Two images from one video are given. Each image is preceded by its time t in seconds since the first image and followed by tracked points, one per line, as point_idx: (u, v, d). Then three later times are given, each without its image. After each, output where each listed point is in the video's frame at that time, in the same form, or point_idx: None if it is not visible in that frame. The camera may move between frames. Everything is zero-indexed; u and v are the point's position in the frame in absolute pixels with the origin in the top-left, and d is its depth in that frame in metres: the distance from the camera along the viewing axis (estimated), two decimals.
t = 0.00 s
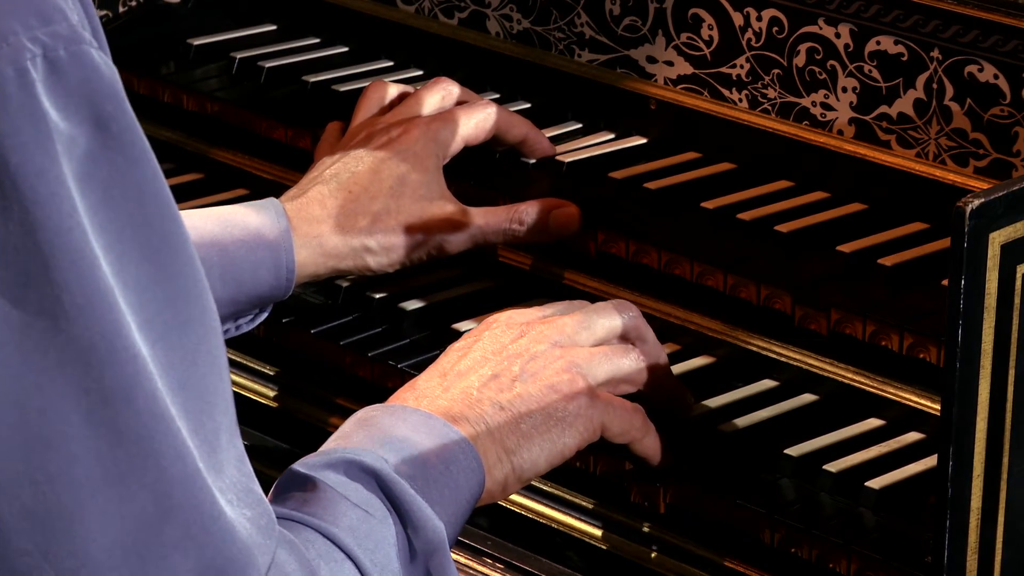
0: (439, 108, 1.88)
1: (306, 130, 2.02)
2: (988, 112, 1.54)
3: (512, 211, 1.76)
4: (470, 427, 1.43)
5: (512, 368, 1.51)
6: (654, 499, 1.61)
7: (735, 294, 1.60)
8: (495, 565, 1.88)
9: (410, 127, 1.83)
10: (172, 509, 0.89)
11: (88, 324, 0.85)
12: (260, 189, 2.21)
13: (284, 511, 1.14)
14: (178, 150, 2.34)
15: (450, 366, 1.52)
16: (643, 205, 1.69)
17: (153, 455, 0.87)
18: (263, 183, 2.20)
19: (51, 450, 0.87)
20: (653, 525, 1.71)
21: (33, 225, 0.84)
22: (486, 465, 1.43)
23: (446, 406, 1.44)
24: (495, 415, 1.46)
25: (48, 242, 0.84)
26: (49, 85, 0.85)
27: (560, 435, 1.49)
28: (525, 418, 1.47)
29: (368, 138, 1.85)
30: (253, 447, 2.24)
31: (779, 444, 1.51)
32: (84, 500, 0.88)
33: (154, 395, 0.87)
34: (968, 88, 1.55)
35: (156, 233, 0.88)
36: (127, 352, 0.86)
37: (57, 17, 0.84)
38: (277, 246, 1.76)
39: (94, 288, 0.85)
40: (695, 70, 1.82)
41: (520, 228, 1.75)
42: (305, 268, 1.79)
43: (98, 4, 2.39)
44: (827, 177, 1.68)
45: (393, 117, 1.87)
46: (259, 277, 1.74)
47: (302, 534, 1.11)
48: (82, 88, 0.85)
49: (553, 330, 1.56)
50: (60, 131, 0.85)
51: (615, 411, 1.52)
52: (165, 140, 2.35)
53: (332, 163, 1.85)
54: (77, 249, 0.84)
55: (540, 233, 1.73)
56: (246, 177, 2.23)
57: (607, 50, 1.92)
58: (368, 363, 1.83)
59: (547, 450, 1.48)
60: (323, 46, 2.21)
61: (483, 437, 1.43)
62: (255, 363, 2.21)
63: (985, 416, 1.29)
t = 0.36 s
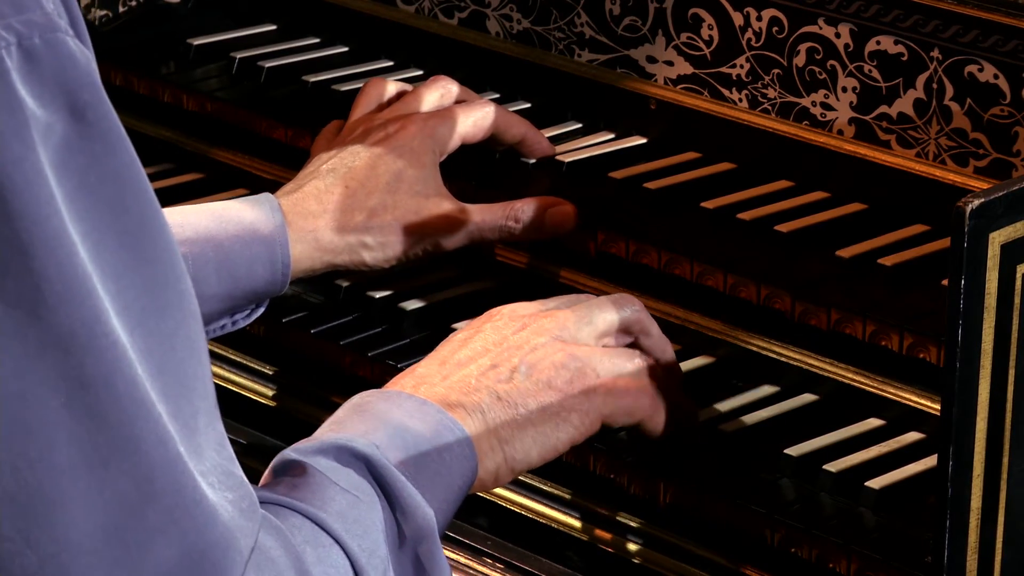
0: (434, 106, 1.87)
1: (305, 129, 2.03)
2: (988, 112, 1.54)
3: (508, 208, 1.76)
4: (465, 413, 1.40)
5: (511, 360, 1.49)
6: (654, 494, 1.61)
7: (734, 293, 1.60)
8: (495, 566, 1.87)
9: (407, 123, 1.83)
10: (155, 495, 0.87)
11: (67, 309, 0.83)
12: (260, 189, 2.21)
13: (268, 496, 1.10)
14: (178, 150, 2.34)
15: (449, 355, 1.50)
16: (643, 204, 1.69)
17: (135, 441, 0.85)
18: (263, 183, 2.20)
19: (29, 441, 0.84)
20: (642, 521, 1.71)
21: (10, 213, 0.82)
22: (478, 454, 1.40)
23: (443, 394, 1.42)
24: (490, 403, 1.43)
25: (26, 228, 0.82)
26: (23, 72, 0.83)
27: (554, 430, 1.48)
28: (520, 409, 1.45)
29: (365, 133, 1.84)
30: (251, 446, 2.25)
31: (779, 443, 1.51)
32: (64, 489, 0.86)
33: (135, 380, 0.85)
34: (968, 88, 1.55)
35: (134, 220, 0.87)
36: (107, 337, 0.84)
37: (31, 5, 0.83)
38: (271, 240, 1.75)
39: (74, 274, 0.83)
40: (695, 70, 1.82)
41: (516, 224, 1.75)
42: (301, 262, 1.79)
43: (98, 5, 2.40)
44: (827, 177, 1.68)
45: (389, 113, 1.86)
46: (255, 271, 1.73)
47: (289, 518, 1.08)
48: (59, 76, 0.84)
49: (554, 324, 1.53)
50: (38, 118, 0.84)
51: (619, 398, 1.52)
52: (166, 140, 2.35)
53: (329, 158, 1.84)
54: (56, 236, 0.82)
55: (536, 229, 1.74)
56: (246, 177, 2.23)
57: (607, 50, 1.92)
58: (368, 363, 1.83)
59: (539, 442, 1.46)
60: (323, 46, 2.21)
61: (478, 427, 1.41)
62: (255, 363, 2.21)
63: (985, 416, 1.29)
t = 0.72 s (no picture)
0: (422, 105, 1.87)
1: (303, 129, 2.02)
2: (988, 112, 1.54)
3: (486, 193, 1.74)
4: (398, 378, 1.40)
5: (442, 332, 1.49)
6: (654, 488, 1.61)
7: (734, 297, 1.61)
8: (494, 565, 1.85)
9: (391, 116, 1.82)
10: (148, 473, 0.92)
11: (61, 293, 0.88)
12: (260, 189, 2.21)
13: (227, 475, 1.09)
14: (178, 150, 2.34)
15: (383, 325, 1.49)
16: (643, 204, 1.68)
17: (126, 419, 0.90)
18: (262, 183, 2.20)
19: (27, 424, 0.89)
20: (618, 513, 1.71)
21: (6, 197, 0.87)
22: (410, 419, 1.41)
23: (376, 360, 1.42)
24: (422, 370, 1.42)
25: (21, 215, 0.87)
26: (15, 62, 0.89)
27: (484, 397, 1.48)
28: (450, 377, 1.45)
29: (348, 126, 1.83)
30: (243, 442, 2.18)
31: (779, 443, 1.51)
32: (60, 471, 0.90)
33: (126, 361, 0.90)
34: (969, 88, 1.55)
35: (119, 207, 0.92)
36: (100, 321, 0.89)
37: None
38: (253, 235, 1.76)
39: (66, 259, 0.88)
40: (695, 70, 1.82)
41: (498, 210, 1.74)
42: (281, 255, 1.79)
43: (98, 4, 2.39)
44: (827, 177, 1.68)
45: (375, 109, 1.85)
46: (236, 266, 1.75)
47: (248, 496, 1.07)
48: (49, 69, 0.90)
49: (487, 297, 1.54)
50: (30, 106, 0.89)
51: (543, 375, 1.54)
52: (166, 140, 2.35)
53: (314, 151, 1.84)
54: (48, 221, 0.88)
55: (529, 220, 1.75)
56: (246, 177, 2.23)
57: (607, 50, 1.92)
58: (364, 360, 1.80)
59: (469, 409, 1.46)
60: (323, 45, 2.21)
61: (410, 392, 1.40)
62: (254, 362, 2.19)
63: (985, 416, 1.29)
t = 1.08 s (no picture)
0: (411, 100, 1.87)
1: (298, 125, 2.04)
2: (988, 112, 1.54)
3: (472, 176, 1.73)
4: (369, 362, 1.42)
5: (410, 318, 1.51)
6: (653, 487, 1.60)
7: (734, 300, 1.61)
8: (495, 565, 1.85)
9: (379, 108, 1.80)
10: (153, 446, 1.00)
11: (63, 274, 0.96)
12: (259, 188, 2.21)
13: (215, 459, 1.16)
14: (178, 150, 2.34)
15: (351, 314, 1.52)
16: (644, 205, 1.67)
17: (130, 392, 0.98)
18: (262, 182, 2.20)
19: (32, 400, 0.96)
20: (620, 514, 1.71)
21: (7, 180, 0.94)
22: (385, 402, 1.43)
23: (347, 346, 1.44)
24: (392, 354, 1.45)
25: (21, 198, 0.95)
26: (14, 47, 0.97)
27: (456, 381, 1.50)
28: (421, 361, 1.47)
29: (337, 118, 1.83)
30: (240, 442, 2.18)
31: (779, 442, 1.51)
32: (66, 444, 0.98)
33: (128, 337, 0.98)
34: (968, 88, 1.55)
35: (112, 188, 1.00)
36: (102, 299, 0.97)
37: None
38: (240, 227, 1.76)
39: (67, 239, 0.96)
40: (695, 70, 1.82)
41: (483, 192, 1.72)
42: (269, 248, 1.78)
43: (98, 4, 2.40)
44: (827, 177, 1.68)
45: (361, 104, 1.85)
46: (224, 259, 1.75)
47: (237, 481, 1.14)
48: (47, 53, 0.98)
49: (451, 288, 1.57)
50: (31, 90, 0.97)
51: (513, 365, 1.53)
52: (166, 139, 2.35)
53: (303, 144, 1.83)
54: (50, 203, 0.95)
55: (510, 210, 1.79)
56: (245, 177, 2.23)
57: (607, 50, 1.92)
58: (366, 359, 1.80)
59: (441, 393, 1.48)
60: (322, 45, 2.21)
61: (382, 374, 1.43)
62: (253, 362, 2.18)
63: (985, 416, 1.29)
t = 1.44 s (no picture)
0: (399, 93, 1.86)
1: (293, 122, 2.05)
2: (988, 112, 1.54)
3: (456, 176, 1.72)
4: (371, 357, 1.43)
5: (411, 314, 1.51)
6: (653, 487, 1.60)
7: (734, 300, 1.62)
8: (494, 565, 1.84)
9: (361, 110, 1.80)
10: (154, 441, 1.02)
11: (67, 270, 0.97)
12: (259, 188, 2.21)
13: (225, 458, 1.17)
14: (178, 150, 2.34)
15: (354, 308, 1.52)
16: (644, 204, 1.66)
17: (131, 388, 1.00)
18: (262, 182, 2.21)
19: (35, 395, 0.98)
20: (622, 515, 1.71)
21: (9, 176, 0.95)
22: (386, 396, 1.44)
23: (349, 340, 1.44)
24: (394, 349, 1.46)
25: (24, 192, 0.96)
26: (18, 41, 0.98)
27: (458, 377, 1.51)
28: (423, 356, 1.48)
29: (321, 122, 1.83)
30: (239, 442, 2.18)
31: (779, 442, 1.51)
32: (68, 439, 0.99)
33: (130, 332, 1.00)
34: (969, 88, 1.55)
35: (116, 184, 1.02)
36: (105, 295, 0.98)
37: None
38: (229, 238, 1.80)
39: (70, 235, 0.97)
40: (695, 70, 1.82)
41: (468, 191, 1.71)
42: (258, 259, 1.82)
43: (97, 4, 2.38)
44: (828, 177, 1.68)
45: (347, 104, 1.84)
46: (213, 268, 1.80)
47: (239, 476, 1.15)
48: (51, 47, 0.99)
49: (454, 284, 1.57)
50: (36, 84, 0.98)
51: (515, 361, 1.54)
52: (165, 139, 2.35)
53: (289, 149, 1.84)
54: (54, 199, 0.97)
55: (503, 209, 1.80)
56: (245, 177, 2.24)
57: (607, 50, 1.92)
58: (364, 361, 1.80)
59: (442, 388, 1.49)
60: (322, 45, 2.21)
61: (384, 370, 1.44)
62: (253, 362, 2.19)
63: (985, 416, 1.29)
